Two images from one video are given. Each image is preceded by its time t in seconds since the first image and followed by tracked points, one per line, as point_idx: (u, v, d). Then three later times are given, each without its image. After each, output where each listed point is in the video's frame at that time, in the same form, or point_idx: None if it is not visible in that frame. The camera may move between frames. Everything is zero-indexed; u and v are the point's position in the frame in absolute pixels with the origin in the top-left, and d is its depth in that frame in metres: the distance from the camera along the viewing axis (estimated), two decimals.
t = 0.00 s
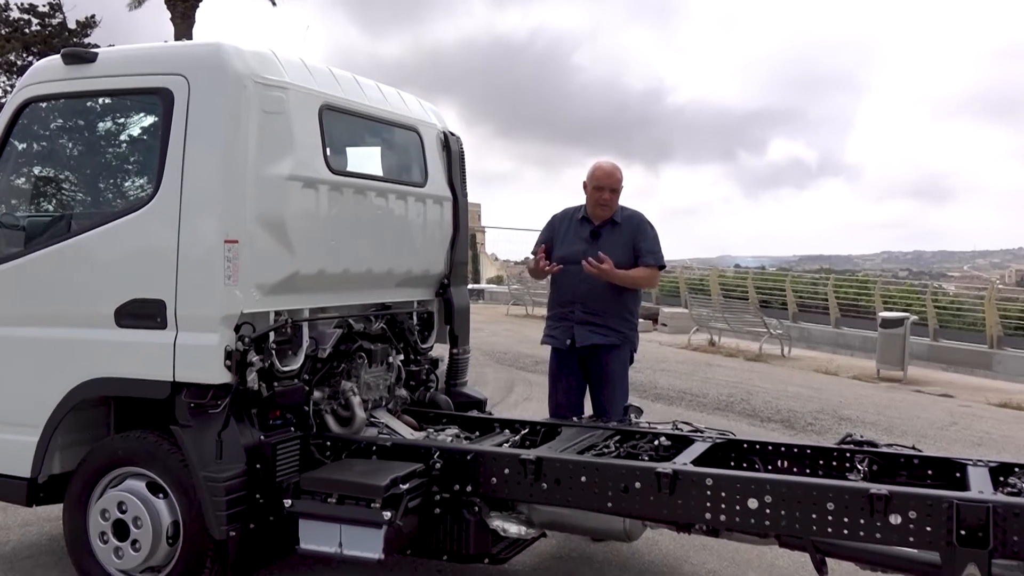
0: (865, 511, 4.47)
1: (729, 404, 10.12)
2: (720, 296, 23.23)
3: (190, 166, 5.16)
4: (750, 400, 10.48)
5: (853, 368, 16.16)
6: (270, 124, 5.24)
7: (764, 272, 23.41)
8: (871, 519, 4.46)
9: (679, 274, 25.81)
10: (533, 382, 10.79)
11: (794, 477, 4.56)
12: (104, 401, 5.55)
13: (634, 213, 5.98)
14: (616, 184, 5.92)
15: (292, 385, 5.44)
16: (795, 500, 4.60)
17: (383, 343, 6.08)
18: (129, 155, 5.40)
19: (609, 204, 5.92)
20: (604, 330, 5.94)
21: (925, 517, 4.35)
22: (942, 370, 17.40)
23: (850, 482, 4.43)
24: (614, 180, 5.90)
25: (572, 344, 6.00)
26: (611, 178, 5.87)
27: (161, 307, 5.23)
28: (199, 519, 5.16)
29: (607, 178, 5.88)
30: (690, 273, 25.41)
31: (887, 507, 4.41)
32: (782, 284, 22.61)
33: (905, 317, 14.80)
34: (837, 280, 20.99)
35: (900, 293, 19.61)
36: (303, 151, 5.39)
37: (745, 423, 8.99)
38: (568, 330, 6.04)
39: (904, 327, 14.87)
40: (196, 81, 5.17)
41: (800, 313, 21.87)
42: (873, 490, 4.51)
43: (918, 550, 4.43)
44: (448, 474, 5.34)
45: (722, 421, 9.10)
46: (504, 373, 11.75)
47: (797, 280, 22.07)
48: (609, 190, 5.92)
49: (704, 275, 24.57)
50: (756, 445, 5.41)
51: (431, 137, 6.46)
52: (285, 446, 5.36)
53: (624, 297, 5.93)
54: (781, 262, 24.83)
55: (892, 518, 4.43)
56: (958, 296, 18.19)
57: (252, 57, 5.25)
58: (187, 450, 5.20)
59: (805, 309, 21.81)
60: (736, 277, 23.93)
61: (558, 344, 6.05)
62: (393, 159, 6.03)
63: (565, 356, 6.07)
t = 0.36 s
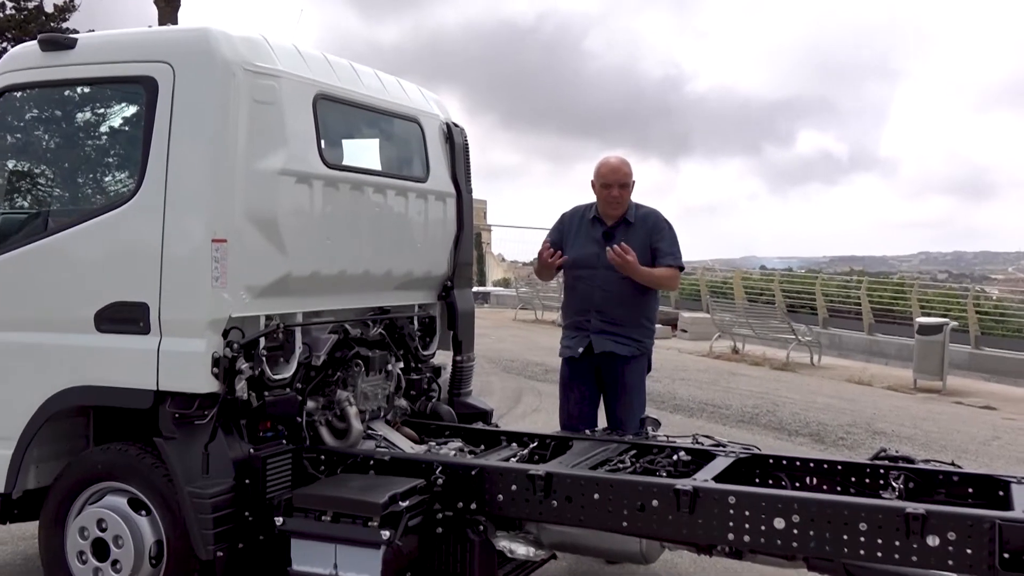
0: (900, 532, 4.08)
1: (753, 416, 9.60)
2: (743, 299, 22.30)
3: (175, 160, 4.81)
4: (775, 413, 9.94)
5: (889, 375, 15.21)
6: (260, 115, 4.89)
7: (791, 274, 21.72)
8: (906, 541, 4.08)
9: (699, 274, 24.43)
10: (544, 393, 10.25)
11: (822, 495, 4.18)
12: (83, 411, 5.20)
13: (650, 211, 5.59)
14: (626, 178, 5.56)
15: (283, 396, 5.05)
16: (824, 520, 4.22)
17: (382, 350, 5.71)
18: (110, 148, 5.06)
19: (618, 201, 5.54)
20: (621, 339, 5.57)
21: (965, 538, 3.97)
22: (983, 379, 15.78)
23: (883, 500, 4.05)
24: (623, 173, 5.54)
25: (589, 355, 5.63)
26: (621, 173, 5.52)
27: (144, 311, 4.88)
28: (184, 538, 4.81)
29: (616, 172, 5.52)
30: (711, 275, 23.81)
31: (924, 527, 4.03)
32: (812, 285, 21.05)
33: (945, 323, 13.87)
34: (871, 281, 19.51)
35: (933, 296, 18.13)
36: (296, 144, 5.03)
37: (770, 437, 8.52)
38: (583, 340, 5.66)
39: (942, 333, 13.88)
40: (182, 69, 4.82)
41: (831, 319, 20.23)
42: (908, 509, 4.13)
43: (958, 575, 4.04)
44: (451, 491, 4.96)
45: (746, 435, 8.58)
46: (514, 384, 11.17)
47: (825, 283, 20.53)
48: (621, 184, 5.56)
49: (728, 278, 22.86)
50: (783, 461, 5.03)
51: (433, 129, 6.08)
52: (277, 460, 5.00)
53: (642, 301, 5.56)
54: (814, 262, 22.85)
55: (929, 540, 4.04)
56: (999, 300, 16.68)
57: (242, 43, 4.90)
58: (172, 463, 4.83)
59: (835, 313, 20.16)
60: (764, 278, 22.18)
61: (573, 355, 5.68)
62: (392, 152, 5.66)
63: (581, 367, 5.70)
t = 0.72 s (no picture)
0: (944, 556, 3.72)
1: (784, 432, 9.06)
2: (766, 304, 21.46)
3: (163, 156, 4.48)
4: (808, 429, 9.38)
5: (934, 388, 14.24)
6: (254, 108, 4.56)
7: (825, 278, 20.10)
8: (949, 567, 3.71)
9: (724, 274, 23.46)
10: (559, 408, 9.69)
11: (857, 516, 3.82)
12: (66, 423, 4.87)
13: (670, 212, 5.24)
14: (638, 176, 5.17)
15: (280, 408, 4.72)
16: (859, 544, 3.86)
17: (384, 359, 5.34)
18: (93, 143, 4.73)
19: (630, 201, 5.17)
20: (642, 349, 5.21)
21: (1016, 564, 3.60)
22: None
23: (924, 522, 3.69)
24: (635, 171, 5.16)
25: (608, 369, 5.29)
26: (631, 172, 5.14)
27: (129, 317, 4.55)
28: (172, 562, 4.47)
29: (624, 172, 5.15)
30: (739, 280, 22.25)
31: (969, 552, 3.66)
32: (845, 290, 19.49)
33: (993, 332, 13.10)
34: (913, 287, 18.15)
35: (981, 301, 16.96)
36: (292, 139, 4.69)
37: (802, 453, 8.04)
38: (601, 352, 5.31)
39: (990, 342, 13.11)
40: (170, 59, 4.49)
41: (868, 327, 18.83)
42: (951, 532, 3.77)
43: None
44: (459, 510, 4.61)
45: (777, 453, 8.05)
46: (529, 396, 10.60)
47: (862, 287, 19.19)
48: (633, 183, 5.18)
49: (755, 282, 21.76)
50: (815, 478, 4.63)
51: (439, 122, 5.73)
52: (271, 477, 4.66)
53: (665, 310, 5.20)
54: (849, 263, 21.48)
55: (974, 566, 3.68)
56: None
57: (234, 31, 4.57)
58: (159, 481, 4.48)
59: (873, 320, 18.78)
60: (793, 282, 20.81)
61: (591, 369, 5.33)
62: (395, 147, 5.32)
63: (599, 381, 5.35)
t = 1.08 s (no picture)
0: None
1: (820, 447, 8.48)
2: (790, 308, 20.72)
3: (155, 150, 4.20)
4: (845, 443, 8.76)
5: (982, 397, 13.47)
6: (252, 98, 4.26)
7: (862, 280, 19.11)
8: None
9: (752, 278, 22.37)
10: (577, 419, 9.07)
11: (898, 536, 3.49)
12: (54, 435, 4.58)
13: (694, 208, 4.91)
14: (653, 166, 4.90)
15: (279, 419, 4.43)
16: (902, 567, 3.52)
17: (391, 367, 5.02)
18: (82, 136, 4.45)
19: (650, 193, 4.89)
20: (662, 355, 4.87)
21: None
22: None
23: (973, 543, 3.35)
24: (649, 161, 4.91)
25: (625, 375, 4.95)
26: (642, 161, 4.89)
27: (119, 323, 4.26)
28: None
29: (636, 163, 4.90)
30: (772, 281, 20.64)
31: None
32: (886, 294, 18.34)
33: None
34: (955, 289, 16.85)
35: None
36: (292, 131, 4.40)
37: (841, 469, 7.52)
38: (619, 357, 5.00)
39: None
40: (163, 46, 4.20)
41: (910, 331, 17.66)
42: (1002, 554, 3.43)
43: None
44: (469, 529, 4.29)
45: (813, 470, 7.48)
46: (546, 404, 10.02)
47: (904, 292, 17.96)
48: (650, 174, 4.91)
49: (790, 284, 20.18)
50: (853, 496, 4.29)
51: (449, 114, 5.42)
52: (270, 494, 4.36)
53: (689, 313, 4.87)
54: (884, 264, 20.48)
55: None
56: None
57: (231, 16, 4.28)
58: (150, 496, 4.18)
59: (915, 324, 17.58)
60: (828, 285, 19.45)
61: (608, 376, 5.00)
62: (402, 140, 5.01)
63: (616, 388, 5.02)
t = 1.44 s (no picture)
0: None
1: (860, 460, 7.85)
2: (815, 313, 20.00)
3: (150, 141, 3.92)
4: (887, 457, 8.06)
5: None
6: (253, 86, 3.99)
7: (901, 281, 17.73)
8: None
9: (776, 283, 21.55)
10: (599, 431, 8.36)
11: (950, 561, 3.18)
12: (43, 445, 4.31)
13: (722, 203, 4.62)
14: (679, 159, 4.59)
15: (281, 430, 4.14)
16: None
17: (401, 374, 4.72)
18: (72, 126, 4.18)
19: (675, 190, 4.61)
20: (687, 362, 4.59)
21: None
22: None
23: None
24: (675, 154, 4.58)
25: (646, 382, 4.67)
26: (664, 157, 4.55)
27: (111, 326, 3.98)
28: None
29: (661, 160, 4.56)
30: (809, 284, 18.84)
31: None
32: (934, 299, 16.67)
33: None
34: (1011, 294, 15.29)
35: None
36: (296, 122, 4.12)
37: (883, 487, 6.97)
38: (641, 363, 4.71)
39: None
40: (159, 30, 3.93)
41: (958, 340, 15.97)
42: None
43: None
44: (484, 548, 3.99)
45: (854, 486, 6.84)
46: (567, 413, 9.39)
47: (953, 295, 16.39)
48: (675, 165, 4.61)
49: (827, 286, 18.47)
50: (897, 516, 3.98)
51: (464, 104, 5.12)
52: (270, 510, 4.07)
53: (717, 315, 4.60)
54: (926, 267, 19.01)
55: None
56: None
57: None
58: (143, 511, 3.88)
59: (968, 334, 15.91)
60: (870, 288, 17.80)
61: (629, 384, 4.72)
62: (414, 132, 4.73)
63: (638, 397, 4.74)
